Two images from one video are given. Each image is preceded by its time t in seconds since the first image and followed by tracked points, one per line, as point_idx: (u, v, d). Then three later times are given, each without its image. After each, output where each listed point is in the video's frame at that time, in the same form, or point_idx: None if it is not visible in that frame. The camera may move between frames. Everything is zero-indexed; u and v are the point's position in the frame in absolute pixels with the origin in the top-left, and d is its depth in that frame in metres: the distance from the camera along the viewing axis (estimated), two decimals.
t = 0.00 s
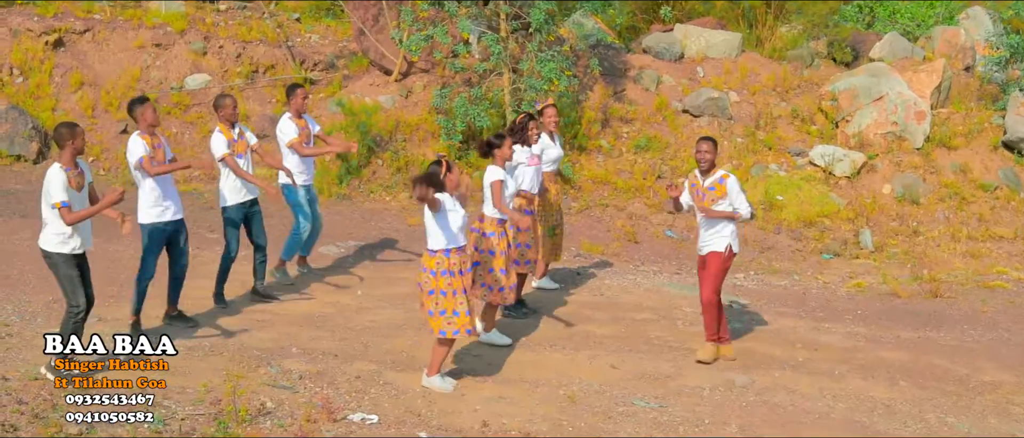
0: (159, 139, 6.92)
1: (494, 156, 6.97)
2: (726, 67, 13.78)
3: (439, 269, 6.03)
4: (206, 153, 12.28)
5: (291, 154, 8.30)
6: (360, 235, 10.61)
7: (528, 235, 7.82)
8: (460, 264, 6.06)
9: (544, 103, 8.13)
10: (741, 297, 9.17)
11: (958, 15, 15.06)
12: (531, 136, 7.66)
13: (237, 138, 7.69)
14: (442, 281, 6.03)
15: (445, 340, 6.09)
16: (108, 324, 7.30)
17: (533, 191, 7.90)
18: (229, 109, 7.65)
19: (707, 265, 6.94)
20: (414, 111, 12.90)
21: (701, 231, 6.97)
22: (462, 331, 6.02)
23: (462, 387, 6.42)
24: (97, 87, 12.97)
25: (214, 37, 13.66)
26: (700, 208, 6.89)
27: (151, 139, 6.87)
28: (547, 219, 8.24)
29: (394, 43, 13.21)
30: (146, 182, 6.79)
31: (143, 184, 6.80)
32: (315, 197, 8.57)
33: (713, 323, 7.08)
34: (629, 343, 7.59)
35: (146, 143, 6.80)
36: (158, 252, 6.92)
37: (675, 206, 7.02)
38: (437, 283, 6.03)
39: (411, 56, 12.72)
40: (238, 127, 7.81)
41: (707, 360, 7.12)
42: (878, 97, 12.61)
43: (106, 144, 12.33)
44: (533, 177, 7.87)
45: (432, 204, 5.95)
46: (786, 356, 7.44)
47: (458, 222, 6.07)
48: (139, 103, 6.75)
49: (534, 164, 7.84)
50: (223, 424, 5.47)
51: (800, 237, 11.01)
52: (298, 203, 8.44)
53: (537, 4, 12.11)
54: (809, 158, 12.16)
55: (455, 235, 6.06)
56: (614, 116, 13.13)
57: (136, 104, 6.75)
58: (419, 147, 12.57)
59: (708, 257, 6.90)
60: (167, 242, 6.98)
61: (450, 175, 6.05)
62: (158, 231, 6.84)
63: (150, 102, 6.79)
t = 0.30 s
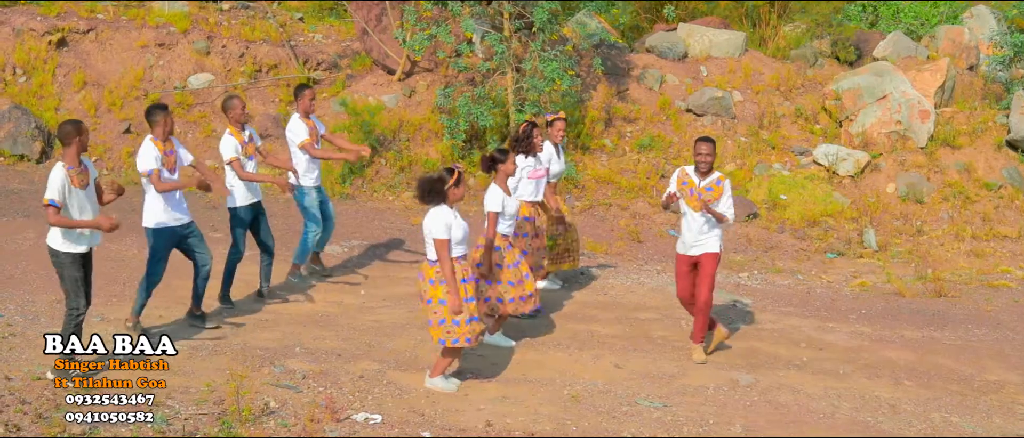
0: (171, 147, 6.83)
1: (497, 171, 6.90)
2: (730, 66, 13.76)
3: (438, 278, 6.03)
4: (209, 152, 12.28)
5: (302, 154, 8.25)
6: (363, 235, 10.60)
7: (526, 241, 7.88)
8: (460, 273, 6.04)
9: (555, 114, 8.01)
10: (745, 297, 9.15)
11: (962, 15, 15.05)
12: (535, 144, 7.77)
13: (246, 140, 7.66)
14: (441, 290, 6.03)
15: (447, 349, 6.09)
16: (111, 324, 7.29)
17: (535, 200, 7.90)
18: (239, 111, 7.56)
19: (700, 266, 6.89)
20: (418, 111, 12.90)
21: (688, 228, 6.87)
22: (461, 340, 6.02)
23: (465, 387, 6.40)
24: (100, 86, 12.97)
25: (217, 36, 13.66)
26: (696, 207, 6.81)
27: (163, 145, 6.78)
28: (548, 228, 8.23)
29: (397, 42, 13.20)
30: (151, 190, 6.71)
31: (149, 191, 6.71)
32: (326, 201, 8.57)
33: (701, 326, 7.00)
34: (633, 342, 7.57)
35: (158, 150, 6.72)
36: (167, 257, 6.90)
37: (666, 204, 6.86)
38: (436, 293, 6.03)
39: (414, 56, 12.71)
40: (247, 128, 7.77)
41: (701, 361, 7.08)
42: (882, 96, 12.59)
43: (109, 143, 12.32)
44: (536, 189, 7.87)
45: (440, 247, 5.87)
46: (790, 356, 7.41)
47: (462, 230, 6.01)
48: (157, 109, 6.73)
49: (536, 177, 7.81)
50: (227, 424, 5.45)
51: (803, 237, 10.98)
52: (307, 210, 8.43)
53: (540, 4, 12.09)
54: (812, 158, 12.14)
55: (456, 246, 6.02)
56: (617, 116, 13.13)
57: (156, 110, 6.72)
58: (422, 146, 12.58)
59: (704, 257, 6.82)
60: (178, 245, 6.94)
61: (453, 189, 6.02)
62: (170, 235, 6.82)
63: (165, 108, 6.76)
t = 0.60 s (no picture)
0: (185, 145, 6.91)
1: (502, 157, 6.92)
2: (732, 67, 13.73)
3: (447, 265, 5.98)
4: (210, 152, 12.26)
5: (308, 154, 8.25)
6: (365, 235, 10.58)
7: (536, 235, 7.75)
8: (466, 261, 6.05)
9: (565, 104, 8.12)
10: (749, 297, 9.12)
11: (964, 15, 15.02)
12: (540, 136, 7.77)
13: (250, 136, 7.67)
14: (448, 277, 5.99)
15: (448, 335, 6.08)
16: (112, 323, 7.27)
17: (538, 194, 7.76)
18: (244, 107, 7.58)
19: (688, 264, 6.89)
20: (419, 111, 12.89)
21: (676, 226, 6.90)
22: (468, 326, 6.02)
23: (468, 388, 6.38)
24: (101, 86, 12.95)
25: (219, 36, 13.62)
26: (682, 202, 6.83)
27: (177, 143, 6.87)
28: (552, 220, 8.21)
29: (398, 42, 13.17)
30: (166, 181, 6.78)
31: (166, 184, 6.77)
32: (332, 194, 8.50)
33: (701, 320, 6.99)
34: (636, 343, 7.54)
35: (170, 147, 6.81)
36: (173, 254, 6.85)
37: (662, 207, 6.82)
38: (444, 279, 5.98)
39: (416, 56, 12.68)
40: (252, 127, 7.80)
41: (705, 361, 7.06)
42: (884, 97, 12.58)
43: (110, 143, 12.30)
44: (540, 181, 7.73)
45: (470, 221, 5.91)
46: (794, 356, 7.39)
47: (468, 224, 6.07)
48: (171, 106, 6.81)
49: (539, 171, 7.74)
50: (228, 424, 5.42)
51: (806, 238, 10.95)
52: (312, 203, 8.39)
53: (542, 4, 12.06)
54: (815, 158, 12.12)
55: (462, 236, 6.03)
56: (619, 116, 13.12)
57: (169, 108, 6.79)
58: (423, 146, 12.57)
59: (691, 253, 6.86)
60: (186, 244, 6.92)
61: (456, 183, 6.02)
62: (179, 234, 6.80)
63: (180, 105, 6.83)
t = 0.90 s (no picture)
0: (196, 147, 6.89)
1: (500, 166, 6.87)
2: (735, 64, 13.69)
3: (442, 276, 5.96)
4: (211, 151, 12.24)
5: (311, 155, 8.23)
6: (367, 234, 10.55)
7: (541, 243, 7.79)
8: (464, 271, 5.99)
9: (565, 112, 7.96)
10: (752, 295, 9.08)
11: (967, 13, 14.97)
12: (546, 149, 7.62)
13: (261, 141, 7.62)
14: (443, 287, 5.96)
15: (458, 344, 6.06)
16: (112, 322, 7.24)
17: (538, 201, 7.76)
18: (255, 111, 7.52)
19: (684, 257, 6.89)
20: (421, 110, 12.87)
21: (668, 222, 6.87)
22: (462, 337, 6.00)
23: (470, 386, 6.35)
24: (102, 84, 12.93)
25: (220, 34, 13.60)
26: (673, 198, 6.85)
27: (186, 145, 6.84)
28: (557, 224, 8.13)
29: (400, 41, 13.15)
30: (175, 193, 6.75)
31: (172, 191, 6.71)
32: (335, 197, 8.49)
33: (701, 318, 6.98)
34: (639, 341, 7.51)
35: (182, 150, 6.76)
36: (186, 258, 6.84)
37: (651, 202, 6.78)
38: (438, 290, 5.96)
39: (417, 54, 12.64)
40: (263, 130, 7.74)
41: (707, 356, 7.05)
42: (887, 95, 12.53)
43: (111, 142, 12.28)
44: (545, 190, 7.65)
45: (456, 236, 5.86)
46: (797, 354, 7.35)
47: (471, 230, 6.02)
48: (180, 109, 6.80)
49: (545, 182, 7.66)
50: (228, 424, 5.40)
51: (809, 236, 10.91)
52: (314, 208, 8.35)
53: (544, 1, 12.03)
54: (818, 156, 12.08)
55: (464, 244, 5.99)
56: (621, 114, 13.11)
57: (174, 111, 6.79)
58: (425, 144, 12.54)
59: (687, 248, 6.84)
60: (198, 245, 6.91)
61: (458, 188, 5.98)
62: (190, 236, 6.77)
63: (189, 109, 6.81)
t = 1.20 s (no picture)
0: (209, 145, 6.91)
1: (500, 155, 6.87)
2: (738, 62, 13.63)
3: (436, 262, 5.95)
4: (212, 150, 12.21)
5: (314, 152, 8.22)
6: (368, 233, 10.52)
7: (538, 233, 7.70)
8: (458, 260, 5.95)
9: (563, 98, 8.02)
10: (754, 294, 9.03)
11: (971, 11, 14.89)
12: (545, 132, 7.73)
13: (268, 136, 7.66)
14: (436, 273, 5.95)
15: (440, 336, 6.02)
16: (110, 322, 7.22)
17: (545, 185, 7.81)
18: (264, 104, 7.54)
19: (683, 257, 6.94)
20: (423, 108, 12.83)
21: (675, 217, 6.89)
22: (449, 328, 5.93)
23: (469, 386, 6.31)
24: (103, 83, 12.91)
25: (221, 33, 13.56)
26: (685, 190, 6.90)
27: (199, 143, 6.87)
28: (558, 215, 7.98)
29: (401, 39, 13.11)
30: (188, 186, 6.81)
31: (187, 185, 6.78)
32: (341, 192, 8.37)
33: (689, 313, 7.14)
34: (640, 341, 7.46)
35: (193, 147, 6.81)
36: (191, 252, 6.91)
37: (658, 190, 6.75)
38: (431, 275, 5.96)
39: (419, 52, 12.60)
40: (272, 125, 7.77)
41: (691, 345, 7.25)
42: (891, 93, 12.46)
43: (111, 141, 12.26)
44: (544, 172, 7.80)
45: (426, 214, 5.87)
46: (798, 354, 7.30)
47: (464, 218, 5.98)
48: (191, 106, 6.78)
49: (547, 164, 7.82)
50: (225, 424, 5.37)
51: (812, 234, 10.85)
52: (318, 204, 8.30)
53: None
54: (821, 154, 12.02)
55: (461, 232, 5.98)
56: (624, 113, 13.06)
57: (185, 109, 6.77)
58: (427, 143, 12.51)
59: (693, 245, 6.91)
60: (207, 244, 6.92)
61: (456, 176, 6.00)
62: (197, 234, 6.81)
63: (200, 105, 6.79)
